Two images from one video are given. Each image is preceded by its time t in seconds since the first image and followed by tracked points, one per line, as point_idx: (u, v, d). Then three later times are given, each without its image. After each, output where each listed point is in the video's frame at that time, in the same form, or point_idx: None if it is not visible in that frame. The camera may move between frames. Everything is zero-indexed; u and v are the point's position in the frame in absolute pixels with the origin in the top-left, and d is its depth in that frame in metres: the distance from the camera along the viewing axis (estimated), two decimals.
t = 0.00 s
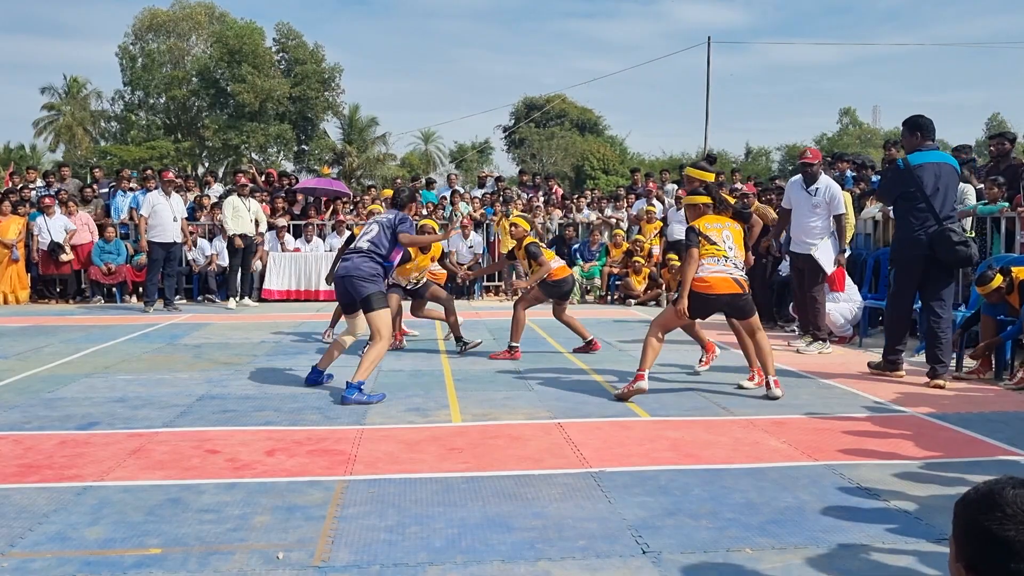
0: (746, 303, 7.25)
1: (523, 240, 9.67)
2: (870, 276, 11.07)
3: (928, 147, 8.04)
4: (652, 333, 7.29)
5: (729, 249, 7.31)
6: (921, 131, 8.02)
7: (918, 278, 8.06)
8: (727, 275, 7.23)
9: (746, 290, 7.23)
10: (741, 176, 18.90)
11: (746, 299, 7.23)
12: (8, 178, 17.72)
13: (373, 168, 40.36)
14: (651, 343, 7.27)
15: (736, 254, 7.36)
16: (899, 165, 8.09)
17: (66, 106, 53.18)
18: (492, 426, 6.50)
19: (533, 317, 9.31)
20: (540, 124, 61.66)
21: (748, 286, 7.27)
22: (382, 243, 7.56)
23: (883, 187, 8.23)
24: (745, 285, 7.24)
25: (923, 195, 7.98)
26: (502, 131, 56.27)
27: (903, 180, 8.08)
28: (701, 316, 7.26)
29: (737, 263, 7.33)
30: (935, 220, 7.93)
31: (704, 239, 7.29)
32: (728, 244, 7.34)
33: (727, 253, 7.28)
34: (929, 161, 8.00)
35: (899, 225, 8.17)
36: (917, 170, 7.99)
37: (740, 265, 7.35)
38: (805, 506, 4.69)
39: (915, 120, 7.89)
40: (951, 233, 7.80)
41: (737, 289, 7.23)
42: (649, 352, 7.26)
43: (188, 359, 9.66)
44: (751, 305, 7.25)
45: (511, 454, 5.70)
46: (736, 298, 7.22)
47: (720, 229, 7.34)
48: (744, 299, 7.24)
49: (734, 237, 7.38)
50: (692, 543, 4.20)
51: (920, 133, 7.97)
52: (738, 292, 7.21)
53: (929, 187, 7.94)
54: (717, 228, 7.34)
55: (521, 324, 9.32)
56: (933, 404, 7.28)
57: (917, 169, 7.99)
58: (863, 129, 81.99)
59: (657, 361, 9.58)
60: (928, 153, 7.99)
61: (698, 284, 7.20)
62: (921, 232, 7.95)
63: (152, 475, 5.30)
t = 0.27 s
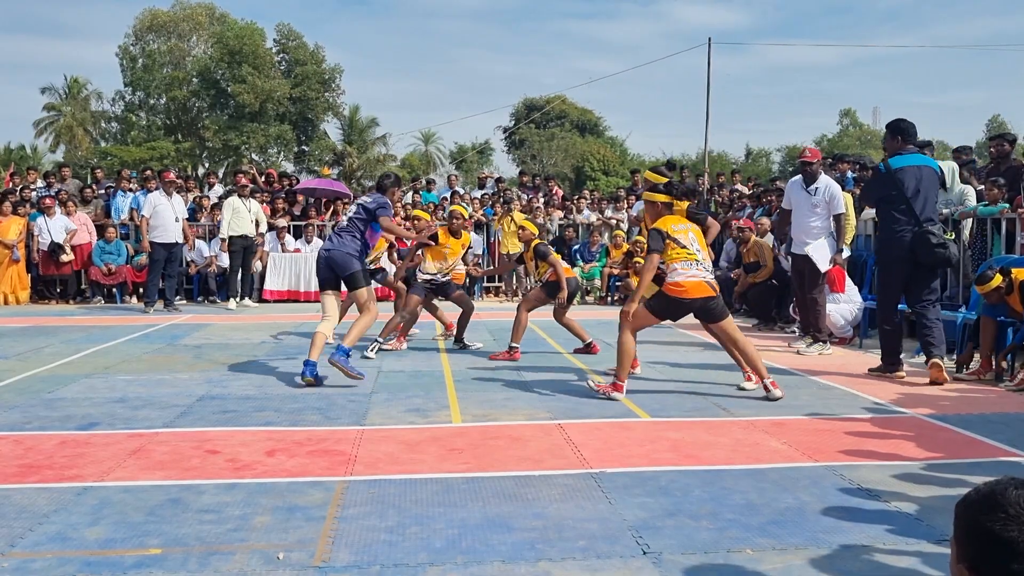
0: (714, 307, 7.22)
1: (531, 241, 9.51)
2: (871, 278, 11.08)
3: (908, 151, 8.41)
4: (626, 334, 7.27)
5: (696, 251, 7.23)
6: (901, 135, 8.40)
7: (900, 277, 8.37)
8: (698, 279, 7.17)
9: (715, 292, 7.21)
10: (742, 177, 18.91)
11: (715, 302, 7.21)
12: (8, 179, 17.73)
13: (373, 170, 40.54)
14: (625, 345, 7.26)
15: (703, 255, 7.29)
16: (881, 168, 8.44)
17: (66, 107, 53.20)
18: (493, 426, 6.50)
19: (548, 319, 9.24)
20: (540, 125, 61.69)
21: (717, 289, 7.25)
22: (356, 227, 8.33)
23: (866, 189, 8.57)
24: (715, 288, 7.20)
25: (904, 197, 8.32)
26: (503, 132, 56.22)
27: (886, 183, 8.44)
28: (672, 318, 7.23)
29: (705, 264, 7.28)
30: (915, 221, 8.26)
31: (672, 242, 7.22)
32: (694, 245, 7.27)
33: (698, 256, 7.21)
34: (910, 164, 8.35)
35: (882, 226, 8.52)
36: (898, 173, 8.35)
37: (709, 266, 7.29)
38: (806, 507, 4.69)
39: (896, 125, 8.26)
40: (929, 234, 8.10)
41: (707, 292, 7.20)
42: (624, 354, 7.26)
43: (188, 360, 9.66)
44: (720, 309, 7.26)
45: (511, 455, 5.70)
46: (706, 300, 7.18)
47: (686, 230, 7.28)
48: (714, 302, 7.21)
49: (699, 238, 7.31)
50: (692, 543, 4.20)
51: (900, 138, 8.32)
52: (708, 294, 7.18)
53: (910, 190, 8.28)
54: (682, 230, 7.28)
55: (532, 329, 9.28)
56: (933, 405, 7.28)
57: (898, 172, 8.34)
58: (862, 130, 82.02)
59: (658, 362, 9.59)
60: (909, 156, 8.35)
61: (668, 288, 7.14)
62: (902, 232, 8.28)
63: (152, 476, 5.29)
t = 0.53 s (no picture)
0: (636, 286, 7.25)
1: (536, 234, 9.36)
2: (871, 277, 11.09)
3: (899, 151, 8.56)
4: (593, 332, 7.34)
5: (621, 228, 7.34)
6: (893, 136, 8.55)
7: (890, 275, 8.54)
8: (619, 257, 7.25)
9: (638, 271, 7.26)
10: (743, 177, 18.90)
11: (636, 281, 7.23)
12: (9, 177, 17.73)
13: (373, 168, 40.45)
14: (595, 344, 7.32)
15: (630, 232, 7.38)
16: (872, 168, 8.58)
17: (67, 106, 53.22)
18: (493, 425, 6.50)
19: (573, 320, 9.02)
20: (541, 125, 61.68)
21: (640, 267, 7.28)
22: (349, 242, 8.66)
23: (857, 188, 8.70)
24: (636, 266, 7.25)
25: (895, 197, 8.47)
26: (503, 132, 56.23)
27: (876, 183, 8.56)
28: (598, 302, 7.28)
29: (630, 242, 7.36)
30: (906, 220, 8.43)
31: (596, 217, 7.36)
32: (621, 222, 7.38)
33: (619, 233, 7.31)
34: (900, 165, 8.50)
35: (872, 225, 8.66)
36: (889, 173, 8.49)
37: (634, 244, 7.37)
38: (806, 506, 4.69)
39: (888, 126, 8.38)
40: (920, 233, 8.28)
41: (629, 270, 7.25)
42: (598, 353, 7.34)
43: (189, 358, 9.66)
44: (641, 289, 7.27)
45: (511, 454, 5.70)
46: (627, 279, 7.23)
47: (614, 207, 7.40)
48: (635, 281, 7.24)
49: (626, 215, 7.41)
50: (692, 542, 4.20)
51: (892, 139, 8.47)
52: (628, 271, 7.22)
53: (900, 190, 8.42)
54: (610, 205, 7.41)
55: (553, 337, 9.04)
56: (933, 404, 7.29)
57: (890, 172, 8.49)
58: (863, 130, 82.00)
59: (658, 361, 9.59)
60: (900, 156, 8.50)
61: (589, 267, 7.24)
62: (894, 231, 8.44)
63: (152, 474, 5.30)
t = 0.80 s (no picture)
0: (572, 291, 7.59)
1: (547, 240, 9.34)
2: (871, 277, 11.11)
3: (900, 154, 8.56)
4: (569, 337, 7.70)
5: (571, 231, 7.61)
6: (896, 139, 8.55)
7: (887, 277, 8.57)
8: (562, 260, 7.56)
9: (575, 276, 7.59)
10: (743, 177, 18.91)
11: (574, 287, 7.59)
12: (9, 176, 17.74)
13: (374, 168, 40.44)
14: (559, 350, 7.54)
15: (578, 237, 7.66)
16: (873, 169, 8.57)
17: (67, 105, 53.22)
18: (493, 425, 6.50)
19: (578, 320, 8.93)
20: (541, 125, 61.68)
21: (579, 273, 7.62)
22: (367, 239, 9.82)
23: (857, 189, 8.69)
24: (576, 272, 7.60)
25: (895, 199, 8.48)
26: (503, 132, 56.21)
27: (876, 185, 8.56)
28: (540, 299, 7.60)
29: (576, 246, 7.66)
30: (905, 222, 8.45)
31: (551, 218, 7.57)
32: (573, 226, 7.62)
33: (568, 236, 7.60)
34: (901, 167, 8.51)
35: (871, 226, 8.67)
36: (890, 175, 8.49)
37: (579, 249, 7.68)
38: (806, 507, 4.69)
39: (891, 129, 8.37)
40: (918, 235, 8.30)
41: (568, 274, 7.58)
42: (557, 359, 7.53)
43: (189, 358, 9.67)
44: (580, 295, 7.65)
45: (511, 454, 5.70)
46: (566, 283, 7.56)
47: (569, 210, 7.61)
48: (573, 287, 7.59)
49: (579, 219, 7.64)
50: (692, 543, 4.20)
51: (894, 141, 8.47)
52: (567, 277, 7.56)
53: (900, 192, 8.42)
54: (567, 209, 7.62)
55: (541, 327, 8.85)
56: (933, 405, 7.29)
57: (891, 174, 8.49)
58: (863, 130, 82.00)
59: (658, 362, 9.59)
60: (902, 159, 8.50)
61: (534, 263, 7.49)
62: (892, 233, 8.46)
63: (152, 474, 5.30)
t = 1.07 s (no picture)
0: (516, 302, 7.55)
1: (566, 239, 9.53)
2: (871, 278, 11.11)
3: (907, 155, 8.61)
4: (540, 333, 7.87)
5: (509, 247, 7.71)
6: (903, 141, 8.60)
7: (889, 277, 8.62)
8: (500, 274, 7.57)
9: (515, 288, 7.54)
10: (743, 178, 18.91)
11: (517, 298, 7.55)
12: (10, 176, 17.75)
13: (374, 168, 40.42)
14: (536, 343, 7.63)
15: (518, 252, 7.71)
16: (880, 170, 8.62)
17: (68, 105, 53.24)
18: (493, 426, 6.50)
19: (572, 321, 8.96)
20: (542, 125, 61.67)
21: (519, 286, 7.56)
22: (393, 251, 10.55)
23: (863, 189, 8.74)
24: (516, 285, 7.55)
25: (899, 200, 8.51)
26: (504, 132, 56.19)
27: (882, 186, 8.60)
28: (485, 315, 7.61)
29: (516, 261, 7.70)
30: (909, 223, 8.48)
31: (490, 233, 7.74)
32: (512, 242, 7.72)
33: (506, 250, 7.67)
34: (908, 169, 8.56)
35: (875, 227, 8.70)
36: (896, 176, 8.53)
37: (518, 265, 7.70)
38: (806, 507, 4.69)
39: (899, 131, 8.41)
40: (920, 236, 8.34)
41: (508, 287, 7.55)
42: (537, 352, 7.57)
43: (189, 358, 9.67)
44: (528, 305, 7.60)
45: (511, 455, 5.71)
46: (506, 296, 7.54)
47: (508, 227, 7.78)
48: (515, 299, 7.55)
49: (518, 237, 7.80)
50: (691, 543, 4.21)
51: (902, 143, 8.51)
52: (506, 289, 7.54)
53: (905, 193, 8.46)
54: (506, 225, 7.78)
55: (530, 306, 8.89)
56: (933, 406, 7.29)
57: (897, 176, 8.54)
58: (864, 131, 82.00)
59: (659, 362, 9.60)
60: (909, 160, 8.53)
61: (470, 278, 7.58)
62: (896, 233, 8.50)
63: (153, 473, 5.30)
